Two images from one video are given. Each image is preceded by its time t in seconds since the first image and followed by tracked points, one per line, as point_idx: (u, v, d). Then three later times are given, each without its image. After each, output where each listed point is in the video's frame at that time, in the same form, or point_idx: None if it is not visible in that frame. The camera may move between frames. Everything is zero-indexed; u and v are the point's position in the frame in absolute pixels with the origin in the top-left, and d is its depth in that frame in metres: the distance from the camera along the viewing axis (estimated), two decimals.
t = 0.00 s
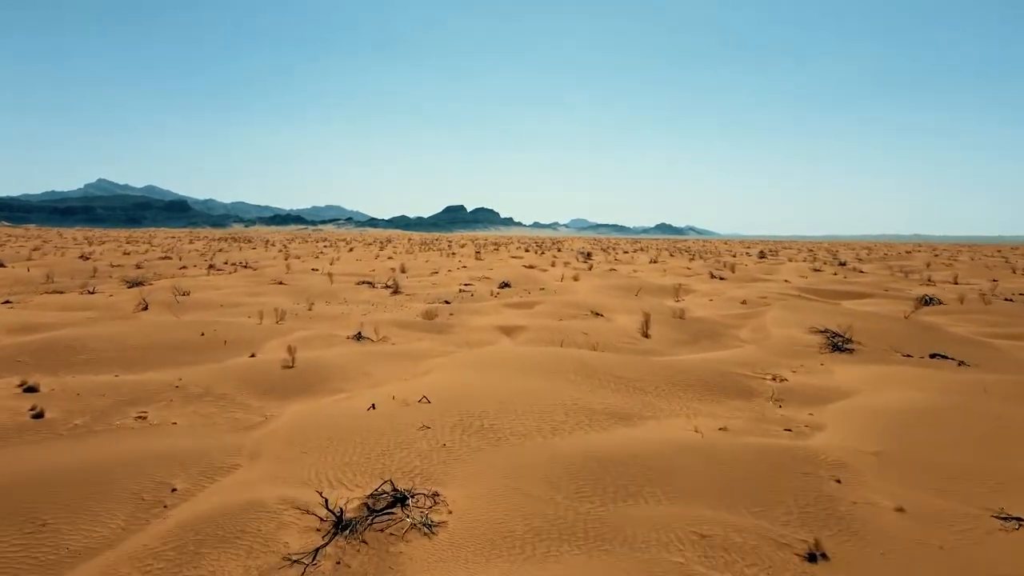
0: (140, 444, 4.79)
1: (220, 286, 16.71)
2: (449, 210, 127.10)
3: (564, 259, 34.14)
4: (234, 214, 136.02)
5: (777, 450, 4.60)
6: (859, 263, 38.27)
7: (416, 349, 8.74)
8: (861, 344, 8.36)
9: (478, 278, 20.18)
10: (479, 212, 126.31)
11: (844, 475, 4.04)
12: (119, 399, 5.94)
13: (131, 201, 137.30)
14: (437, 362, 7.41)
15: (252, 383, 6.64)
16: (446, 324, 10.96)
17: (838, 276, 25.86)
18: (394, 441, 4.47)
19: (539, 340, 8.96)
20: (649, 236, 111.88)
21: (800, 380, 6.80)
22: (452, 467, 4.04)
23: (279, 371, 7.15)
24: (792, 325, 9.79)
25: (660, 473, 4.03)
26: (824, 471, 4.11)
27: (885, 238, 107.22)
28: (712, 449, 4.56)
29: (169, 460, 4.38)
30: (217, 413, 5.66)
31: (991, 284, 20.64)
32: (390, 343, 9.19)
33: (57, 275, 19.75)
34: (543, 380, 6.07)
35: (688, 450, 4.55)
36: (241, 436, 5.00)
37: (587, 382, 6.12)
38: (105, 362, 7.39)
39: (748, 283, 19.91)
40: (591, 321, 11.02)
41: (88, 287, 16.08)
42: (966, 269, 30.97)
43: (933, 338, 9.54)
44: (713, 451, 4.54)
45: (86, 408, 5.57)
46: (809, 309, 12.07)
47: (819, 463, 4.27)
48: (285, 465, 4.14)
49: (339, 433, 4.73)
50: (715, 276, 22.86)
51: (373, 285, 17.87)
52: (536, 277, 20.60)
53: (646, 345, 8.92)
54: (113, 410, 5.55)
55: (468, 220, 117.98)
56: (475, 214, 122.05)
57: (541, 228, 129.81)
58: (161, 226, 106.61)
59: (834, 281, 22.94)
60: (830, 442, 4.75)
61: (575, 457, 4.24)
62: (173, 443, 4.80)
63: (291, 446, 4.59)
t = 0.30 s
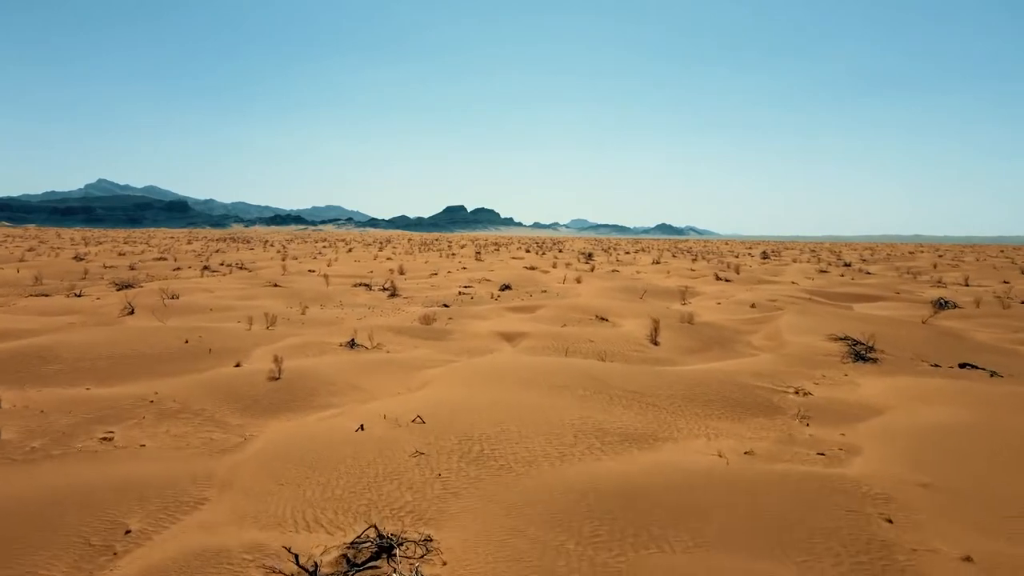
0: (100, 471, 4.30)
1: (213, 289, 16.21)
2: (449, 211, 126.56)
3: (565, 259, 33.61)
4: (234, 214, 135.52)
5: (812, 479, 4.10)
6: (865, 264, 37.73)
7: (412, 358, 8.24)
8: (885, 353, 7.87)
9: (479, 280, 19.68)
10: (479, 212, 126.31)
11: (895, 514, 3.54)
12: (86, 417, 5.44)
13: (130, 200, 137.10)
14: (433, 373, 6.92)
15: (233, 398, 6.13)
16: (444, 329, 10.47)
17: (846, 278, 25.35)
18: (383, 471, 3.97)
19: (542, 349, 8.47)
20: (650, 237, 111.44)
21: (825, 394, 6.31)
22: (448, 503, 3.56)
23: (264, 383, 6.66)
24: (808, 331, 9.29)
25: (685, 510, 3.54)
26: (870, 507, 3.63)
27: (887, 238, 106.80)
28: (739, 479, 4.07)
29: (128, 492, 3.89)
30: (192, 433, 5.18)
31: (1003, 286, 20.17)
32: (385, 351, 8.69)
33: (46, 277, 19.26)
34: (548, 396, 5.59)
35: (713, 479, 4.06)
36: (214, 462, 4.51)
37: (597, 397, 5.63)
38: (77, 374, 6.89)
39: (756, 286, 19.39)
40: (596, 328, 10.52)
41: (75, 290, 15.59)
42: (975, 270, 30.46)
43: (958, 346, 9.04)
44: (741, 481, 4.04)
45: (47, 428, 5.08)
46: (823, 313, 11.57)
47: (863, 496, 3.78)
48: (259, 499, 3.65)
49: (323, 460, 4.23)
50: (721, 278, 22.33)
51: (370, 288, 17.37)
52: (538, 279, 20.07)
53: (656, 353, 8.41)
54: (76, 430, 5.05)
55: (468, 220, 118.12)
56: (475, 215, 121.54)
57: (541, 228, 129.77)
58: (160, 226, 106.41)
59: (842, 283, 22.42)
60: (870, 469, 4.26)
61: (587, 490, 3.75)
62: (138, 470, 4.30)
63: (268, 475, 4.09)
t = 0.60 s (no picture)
0: (51, 504, 3.80)
1: (204, 292, 15.71)
2: (449, 211, 126.03)
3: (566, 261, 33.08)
4: (233, 214, 134.98)
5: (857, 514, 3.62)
6: (870, 265, 37.25)
7: (409, 368, 7.74)
8: (912, 363, 7.39)
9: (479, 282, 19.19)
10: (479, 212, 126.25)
11: (962, 565, 3.06)
12: (46, 437, 4.95)
13: (129, 200, 137.05)
14: (430, 386, 6.43)
15: (211, 414, 5.64)
16: (442, 335, 9.98)
17: (852, 279, 24.93)
18: (369, 507, 3.50)
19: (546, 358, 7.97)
20: (651, 237, 110.90)
21: (854, 409, 5.82)
22: (443, 549, 3.09)
23: (247, 397, 6.16)
24: (827, 338, 8.79)
25: (718, 560, 3.06)
26: (930, 554, 3.15)
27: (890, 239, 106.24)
28: (775, 515, 3.58)
29: (78, 532, 3.39)
30: (162, 456, 4.69)
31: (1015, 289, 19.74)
32: (379, 360, 8.21)
33: (35, 278, 18.78)
34: (554, 413, 5.10)
35: (744, 515, 3.57)
36: (182, 492, 4.02)
37: (608, 414, 5.14)
38: (45, 387, 6.39)
39: (764, 288, 18.88)
40: (603, 334, 10.02)
41: (61, 293, 15.08)
42: (983, 272, 29.96)
43: (985, 354, 8.56)
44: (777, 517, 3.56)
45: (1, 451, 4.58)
46: (838, 319, 11.08)
47: (919, 539, 3.30)
48: (226, 545, 3.17)
49: (303, 493, 3.75)
50: (726, 281, 21.80)
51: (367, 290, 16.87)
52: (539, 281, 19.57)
53: (667, 362, 7.93)
54: (33, 455, 4.56)
55: (468, 220, 118.14)
56: (475, 215, 120.99)
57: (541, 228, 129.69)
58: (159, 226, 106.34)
59: (851, 285, 21.91)
60: (920, 503, 3.78)
61: (603, 532, 3.28)
62: (92, 503, 3.81)
63: (239, 511, 3.60)
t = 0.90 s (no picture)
0: None
1: (196, 295, 15.22)
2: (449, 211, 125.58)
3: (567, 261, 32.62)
4: (233, 215, 134.53)
5: (915, 560, 3.13)
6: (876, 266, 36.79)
7: (403, 379, 7.24)
8: (942, 373, 6.91)
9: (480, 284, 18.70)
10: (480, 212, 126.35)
11: None
12: None
13: (129, 200, 137.15)
14: (426, 400, 5.94)
15: (185, 433, 5.15)
16: (441, 341, 9.50)
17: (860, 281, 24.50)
18: (351, 554, 3.00)
19: (550, 367, 7.46)
20: (652, 237, 110.42)
21: (888, 426, 5.33)
22: None
23: (227, 412, 5.67)
24: (848, 346, 8.28)
25: None
26: None
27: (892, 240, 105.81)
28: (821, 562, 3.09)
29: None
30: (125, 483, 4.20)
31: None
32: (373, 369, 7.72)
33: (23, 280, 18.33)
34: (561, 434, 4.60)
35: (786, 562, 3.08)
36: (140, 531, 3.53)
37: (621, 434, 4.65)
38: (8, 401, 5.89)
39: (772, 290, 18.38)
40: (609, 340, 9.52)
41: (48, 295, 14.60)
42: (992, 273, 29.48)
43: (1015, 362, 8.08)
44: (824, 564, 3.07)
45: None
46: (855, 323, 10.60)
47: None
48: None
49: (276, 534, 3.26)
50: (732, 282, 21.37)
51: (363, 293, 16.38)
52: (541, 283, 19.11)
53: (679, 371, 7.44)
54: None
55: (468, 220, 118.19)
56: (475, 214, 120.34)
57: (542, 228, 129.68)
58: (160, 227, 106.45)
59: (861, 287, 21.41)
60: (985, 546, 3.30)
61: None
62: (34, 546, 3.31)
63: (201, 557, 3.11)
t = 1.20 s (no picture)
0: None
1: (186, 297, 14.72)
2: (449, 211, 125.18)
3: (568, 262, 32.14)
4: (232, 215, 134.11)
5: None
6: (881, 266, 36.34)
7: (398, 389, 6.75)
8: (976, 384, 6.42)
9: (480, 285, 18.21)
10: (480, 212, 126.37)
11: None
12: None
13: (129, 200, 137.00)
14: (421, 415, 5.46)
15: (154, 454, 4.66)
16: (438, 347, 9.02)
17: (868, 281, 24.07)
18: None
19: (556, 377, 6.98)
20: (653, 237, 110.03)
21: (930, 446, 4.85)
22: None
23: (203, 430, 5.18)
24: (871, 353, 7.79)
25: None
26: None
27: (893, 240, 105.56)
28: None
29: None
30: (78, 517, 3.70)
31: None
32: (366, 379, 7.23)
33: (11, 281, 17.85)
34: (569, 459, 4.11)
35: None
36: None
37: (637, 457, 4.17)
38: None
39: (780, 292, 17.91)
40: (616, 346, 9.03)
41: (32, 298, 14.11)
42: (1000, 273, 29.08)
43: None
44: None
45: None
46: (873, 327, 10.12)
47: None
48: None
49: None
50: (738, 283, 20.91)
51: (360, 295, 15.89)
52: (542, 285, 18.62)
53: (693, 381, 6.95)
54: None
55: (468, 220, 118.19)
56: (475, 215, 119.92)
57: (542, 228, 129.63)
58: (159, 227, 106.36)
59: (869, 289, 20.95)
60: None
61: None
62: None
63: None
